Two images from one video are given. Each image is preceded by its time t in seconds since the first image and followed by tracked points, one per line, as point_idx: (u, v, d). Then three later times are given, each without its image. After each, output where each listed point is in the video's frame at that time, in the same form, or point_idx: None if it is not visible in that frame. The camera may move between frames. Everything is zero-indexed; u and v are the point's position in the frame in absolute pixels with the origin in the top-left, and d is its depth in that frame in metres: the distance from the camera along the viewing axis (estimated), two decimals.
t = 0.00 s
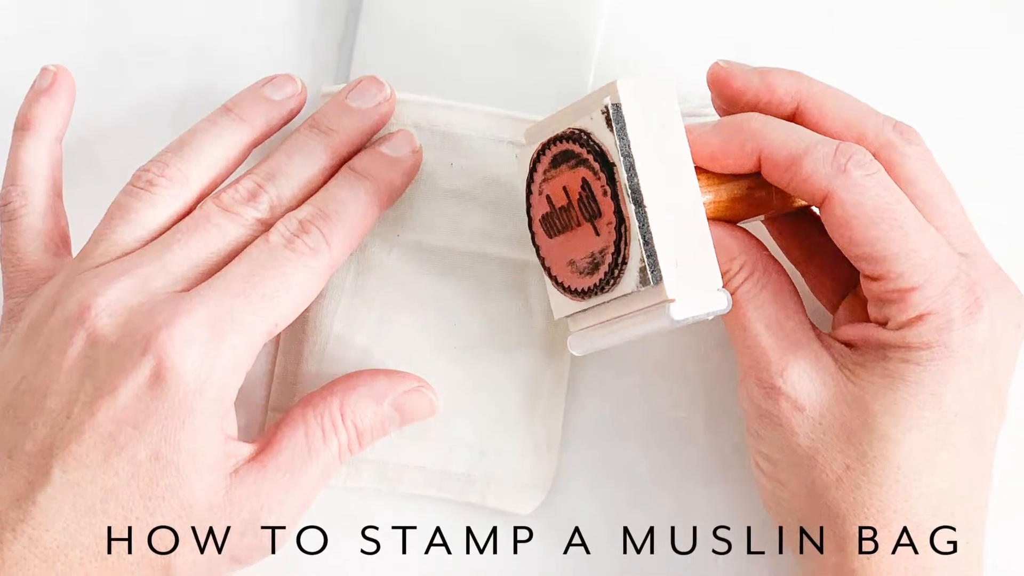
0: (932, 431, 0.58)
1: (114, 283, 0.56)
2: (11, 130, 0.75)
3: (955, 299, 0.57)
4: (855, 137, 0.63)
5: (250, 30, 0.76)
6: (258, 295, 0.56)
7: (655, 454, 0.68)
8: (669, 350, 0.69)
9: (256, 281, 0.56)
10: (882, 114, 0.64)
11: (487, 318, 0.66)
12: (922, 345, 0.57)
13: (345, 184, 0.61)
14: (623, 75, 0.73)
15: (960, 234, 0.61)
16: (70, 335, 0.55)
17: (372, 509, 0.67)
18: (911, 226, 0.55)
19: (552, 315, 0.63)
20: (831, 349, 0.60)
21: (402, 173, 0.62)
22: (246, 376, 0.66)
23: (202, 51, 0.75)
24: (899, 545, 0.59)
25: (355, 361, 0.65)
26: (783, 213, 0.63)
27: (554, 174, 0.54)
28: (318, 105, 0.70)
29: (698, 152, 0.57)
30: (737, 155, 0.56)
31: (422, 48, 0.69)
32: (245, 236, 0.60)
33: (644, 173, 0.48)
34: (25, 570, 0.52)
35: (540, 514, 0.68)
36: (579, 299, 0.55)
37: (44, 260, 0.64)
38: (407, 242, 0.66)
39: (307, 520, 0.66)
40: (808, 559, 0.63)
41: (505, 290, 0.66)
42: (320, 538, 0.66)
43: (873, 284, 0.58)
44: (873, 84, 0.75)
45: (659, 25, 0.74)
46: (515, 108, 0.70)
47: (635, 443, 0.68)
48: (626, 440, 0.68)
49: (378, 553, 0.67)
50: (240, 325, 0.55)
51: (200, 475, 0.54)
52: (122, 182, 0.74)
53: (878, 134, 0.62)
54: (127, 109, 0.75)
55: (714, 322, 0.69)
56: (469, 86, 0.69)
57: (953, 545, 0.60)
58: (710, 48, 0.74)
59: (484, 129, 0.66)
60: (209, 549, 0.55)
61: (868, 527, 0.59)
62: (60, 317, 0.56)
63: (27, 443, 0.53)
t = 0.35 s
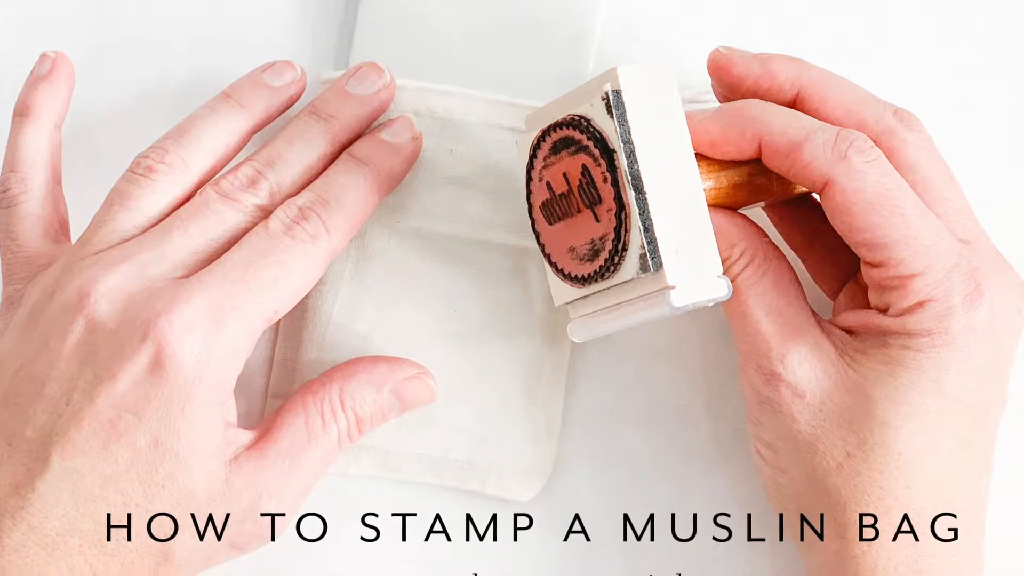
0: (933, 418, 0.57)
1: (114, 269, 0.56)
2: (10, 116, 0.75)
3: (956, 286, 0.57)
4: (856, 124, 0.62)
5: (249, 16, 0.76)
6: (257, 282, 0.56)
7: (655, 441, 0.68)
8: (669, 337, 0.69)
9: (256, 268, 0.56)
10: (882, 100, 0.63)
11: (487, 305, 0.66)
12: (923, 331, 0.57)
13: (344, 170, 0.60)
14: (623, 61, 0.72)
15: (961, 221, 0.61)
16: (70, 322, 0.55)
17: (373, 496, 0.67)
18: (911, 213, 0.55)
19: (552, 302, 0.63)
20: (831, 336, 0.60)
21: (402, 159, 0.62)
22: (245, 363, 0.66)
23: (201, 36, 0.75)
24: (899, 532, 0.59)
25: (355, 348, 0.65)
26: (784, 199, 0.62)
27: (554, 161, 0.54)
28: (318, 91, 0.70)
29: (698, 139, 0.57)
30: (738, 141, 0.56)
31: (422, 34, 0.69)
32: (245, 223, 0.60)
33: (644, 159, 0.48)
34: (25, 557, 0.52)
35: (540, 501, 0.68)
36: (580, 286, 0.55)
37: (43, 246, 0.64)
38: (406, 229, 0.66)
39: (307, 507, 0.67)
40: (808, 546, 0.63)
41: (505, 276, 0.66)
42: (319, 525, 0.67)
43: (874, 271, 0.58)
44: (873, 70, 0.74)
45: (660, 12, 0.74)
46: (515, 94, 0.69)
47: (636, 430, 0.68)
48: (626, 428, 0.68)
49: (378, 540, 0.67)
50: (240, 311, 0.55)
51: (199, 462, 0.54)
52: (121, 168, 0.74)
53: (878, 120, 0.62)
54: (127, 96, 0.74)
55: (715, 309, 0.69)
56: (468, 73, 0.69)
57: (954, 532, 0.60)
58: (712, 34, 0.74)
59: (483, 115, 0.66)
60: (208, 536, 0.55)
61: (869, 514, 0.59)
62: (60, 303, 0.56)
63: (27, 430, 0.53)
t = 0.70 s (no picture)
0: (934, 405, 0.57)
1: (114, 256, 0.56)
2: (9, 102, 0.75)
3: (957, 273, 0.56)
4: (856, 111, 0.62)
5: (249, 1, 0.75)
6: (257, 269, 0.56)
7: (655, 428, 0.68)
8: (670, 325, 0.69)
9: (255, 255, 0.56)
10: (883, 87, 0.63)
11: (487, 292, 0.66)
12: (923, 318, 0.57)
13: (344, 157, 0.60)
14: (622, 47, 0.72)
15: (962, 208, 0.61)
16: (70, 308, 0.55)
17: (373, 483, 0.67)
18: (912, 199, 0.55)
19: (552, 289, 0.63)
20: (832, 323, 0.60)
21: (401, 146, 0.62)
22: (245, 350, 0.66)
23: (201, 21, 0.74)
24: (899, 520, 0.59)
25: (354, 335, 0.65)
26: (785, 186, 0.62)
27: (554, 148, 0.54)
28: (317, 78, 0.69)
29: (698, 125, 0.56)
30: (738, 128, 0.55)
31: (421, 19, 0.68)
32: (245, 209, 0.60)
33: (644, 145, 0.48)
34: (24, 544, 0.52)
35: (540, 488, 0.68)
36: (580, 273, 0.55)
37: (42, 233, 0.63)
38: (406, 216, 0.65)
39: (307, 494, 0.67)
40: (808, 533, 0.63)
41: (505, 263, 0.66)
42: (319, 512, 0.67)
43: (874, 258, 0.57)
44: (873, 56, 0.74)
45: None
46: (515, 81, 0.69)
47: (636, 417, 0.68)
48: (626, 415, 0.68)
49: (378, 528, 0.67)
50: (239, 298, 0.55)
51: (199, 449, 0.54)
52: (120, 155, 0.74)
53: (879, 107, 0.61)
54: (126, 82, 0.74)
55: (715, 296, 0.69)
56: (467, 59, 0.68)
57: (954, 519, 0.60)
58: (715, 20, 0.73)
59: (483, 101, 0.65)
60: (207, 523, 0.56)
61: (870, 502, 0.59)
62: (59, 290, 0.56)
63: (26, 417, 0.53)
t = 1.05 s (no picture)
0: (935, 392, 0.57)
1: (113, 242, 0.56)
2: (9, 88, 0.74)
3: (957, 259, 0.56)
4: (856, 98, 0.61)
5: None
6: (257, 256, 0.55)
7: (655, 415, 0.68)
8: (670, 311, 0.69)
9: (255, 241, 0.56)
10: (883, 74, 0.62)
11: (486, 279, 0.66)
12: (923, 304, 0.56)
13: (343, 143, 0.60)
14: (622, 32, 0.71)
15: (963, 194, 0.60)
16: (69, 295, 0.55)
17: (373, 469, 0.68)
18: (913, 186, 0.54)
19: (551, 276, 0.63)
20: (832, 309, 0.60)
21: (401, 133, 0.61)
22: (245, 337, 0.66)
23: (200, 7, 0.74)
24: (900, 507, 0.59)
25: (354, 322, 0.65)
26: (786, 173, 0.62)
27: (554, 134, 0.53)
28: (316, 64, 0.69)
29: (699, 112, 0.56)
30: (738, 114, 0.55)
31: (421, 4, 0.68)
32: (244, 196, 0.60)
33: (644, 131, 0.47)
34: (22, 531, 0.52)
35: (540, 475, 0.68)
36: (581, 260, 0.54)
37: (41, 220, 0.63)
38: (405, 203, 0.65)
39: (307, 481, 0.67)
40: (809, 520, 0.63)
41: (505, 250, 0.66)
42: (319, 499, 0.67)
43: (875, 245, 0.57)
44: (875, 42, 0.73)
45: None
46: (514, 67, 0.68)
47: (636, 404, 0.68)
48: (626, 402, 0.68)
49: (378, 515, 0.67)
50: (239, 285, 0.55)
51: (199, 436, 0.54)
52: (119, 141, 0.74)
53: (880, 93, 0.61)
54: (126, 67, 0.74)
55: (716, 283, 0.69)
56: (466, 45, 0.68)
57: (954, 506, 0.60)
58: (717, 4, 0.72)
59: (483, 87, 0.65)
60: (207, 510, 0.56)
61: (871, 489, 0.59)
62: (58, 277, 0.56)
63: (26, 404, 0.53)
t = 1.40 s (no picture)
0: (935, 379, 0.57)
1: (113, 229, 0.56)
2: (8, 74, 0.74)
3: (958, 246, 0.56)
4: (857, 84, 0.61)
5: None
6: (256, 242, 0.55)
7: (655, 402, 0.68)
8: (670, 299, 0.69)
9: (255, 228, 0.55)
10: (884, 60, 0.62)
11: (486, 267, 0.66)
12: (924, 291, 0.56)
13: (343, 129, 0.60)
14: (622, 19, 0.71)
15: (964, 180, 0.60)
16: (69, 282, 0.55)
17: (374, 456, 0.68)
18: (915, 172, 0.54)
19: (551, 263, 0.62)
20: (833, 296, 0.59)
21: (401, 119, 0.61)
22: (245, 324, 0.66)
23: None
24: (901, 494, 0.59)
25: (354, 310, 0.65)
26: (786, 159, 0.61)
27: (554, 120, 0.53)
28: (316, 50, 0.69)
29: (699, 98, 0.55)
30: (739, 101, 0.54)
31: None
32: (244, 182, 0.59)
33: (644, 116, 0.47)
34: (23, 517, 0.53)
35: (540, 462, 0.68)
36: (581, 247, 0.54)
37: (41, 206, 0.63)
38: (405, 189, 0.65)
39: (307, 468, 0.67)
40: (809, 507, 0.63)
41: (505, 237, 0.66)
42: (319, 486, 0.67)
43: (875, 232, 0.57)
44: (878, 29, 0.72)
45: None
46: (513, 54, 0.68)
47: (636, 391, 0.68)
48: (627, 389, 0.68)
49: (378, 501, 0.67)
50: (239, 271, 0.55)
51: (199, 423, 0.54)
52: (119, 128, 0.73)
53: (880, 79, 0.60)
54: (125, 54, 0.73)
55: (716, 270, 0.68)
56: (465, 32, 0.67)
57: (955, 493, 0.60)
58: None
59: (483, 73, 0.65)
60: (206, 497, 0.56)
61: (871, 476, 0.59)
62: (57, 264, 0.56)
63: (25, 390, 0.54)
